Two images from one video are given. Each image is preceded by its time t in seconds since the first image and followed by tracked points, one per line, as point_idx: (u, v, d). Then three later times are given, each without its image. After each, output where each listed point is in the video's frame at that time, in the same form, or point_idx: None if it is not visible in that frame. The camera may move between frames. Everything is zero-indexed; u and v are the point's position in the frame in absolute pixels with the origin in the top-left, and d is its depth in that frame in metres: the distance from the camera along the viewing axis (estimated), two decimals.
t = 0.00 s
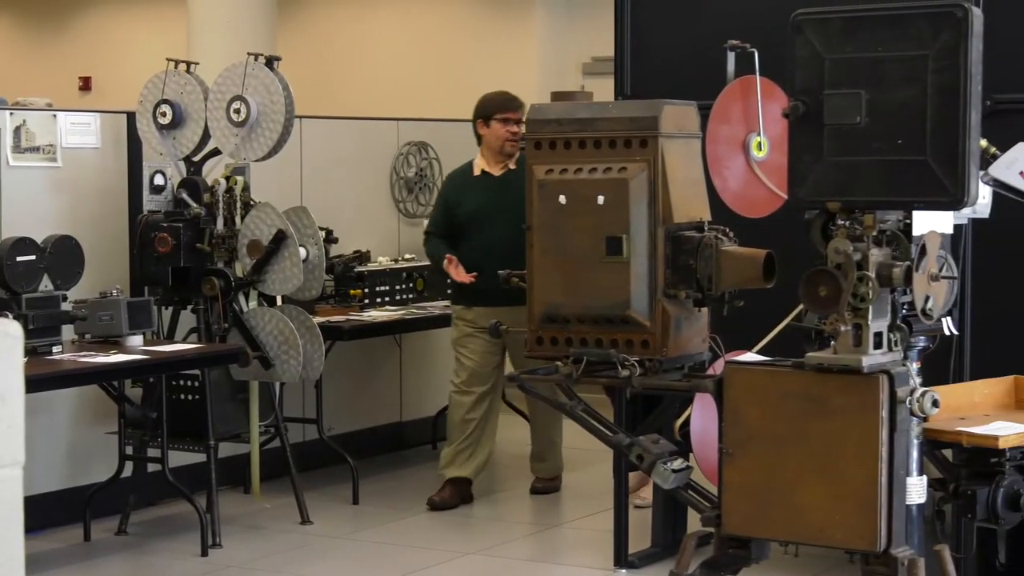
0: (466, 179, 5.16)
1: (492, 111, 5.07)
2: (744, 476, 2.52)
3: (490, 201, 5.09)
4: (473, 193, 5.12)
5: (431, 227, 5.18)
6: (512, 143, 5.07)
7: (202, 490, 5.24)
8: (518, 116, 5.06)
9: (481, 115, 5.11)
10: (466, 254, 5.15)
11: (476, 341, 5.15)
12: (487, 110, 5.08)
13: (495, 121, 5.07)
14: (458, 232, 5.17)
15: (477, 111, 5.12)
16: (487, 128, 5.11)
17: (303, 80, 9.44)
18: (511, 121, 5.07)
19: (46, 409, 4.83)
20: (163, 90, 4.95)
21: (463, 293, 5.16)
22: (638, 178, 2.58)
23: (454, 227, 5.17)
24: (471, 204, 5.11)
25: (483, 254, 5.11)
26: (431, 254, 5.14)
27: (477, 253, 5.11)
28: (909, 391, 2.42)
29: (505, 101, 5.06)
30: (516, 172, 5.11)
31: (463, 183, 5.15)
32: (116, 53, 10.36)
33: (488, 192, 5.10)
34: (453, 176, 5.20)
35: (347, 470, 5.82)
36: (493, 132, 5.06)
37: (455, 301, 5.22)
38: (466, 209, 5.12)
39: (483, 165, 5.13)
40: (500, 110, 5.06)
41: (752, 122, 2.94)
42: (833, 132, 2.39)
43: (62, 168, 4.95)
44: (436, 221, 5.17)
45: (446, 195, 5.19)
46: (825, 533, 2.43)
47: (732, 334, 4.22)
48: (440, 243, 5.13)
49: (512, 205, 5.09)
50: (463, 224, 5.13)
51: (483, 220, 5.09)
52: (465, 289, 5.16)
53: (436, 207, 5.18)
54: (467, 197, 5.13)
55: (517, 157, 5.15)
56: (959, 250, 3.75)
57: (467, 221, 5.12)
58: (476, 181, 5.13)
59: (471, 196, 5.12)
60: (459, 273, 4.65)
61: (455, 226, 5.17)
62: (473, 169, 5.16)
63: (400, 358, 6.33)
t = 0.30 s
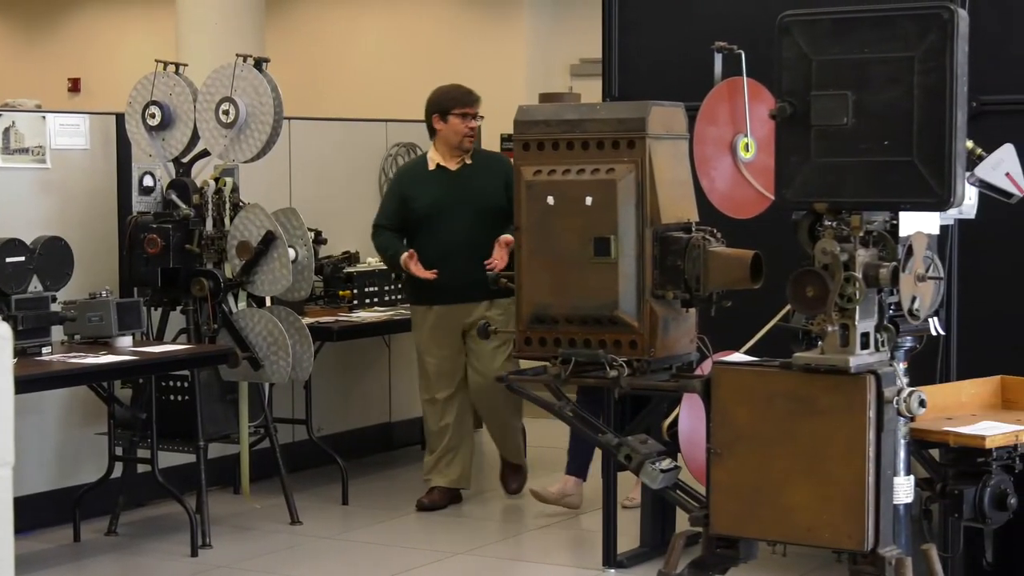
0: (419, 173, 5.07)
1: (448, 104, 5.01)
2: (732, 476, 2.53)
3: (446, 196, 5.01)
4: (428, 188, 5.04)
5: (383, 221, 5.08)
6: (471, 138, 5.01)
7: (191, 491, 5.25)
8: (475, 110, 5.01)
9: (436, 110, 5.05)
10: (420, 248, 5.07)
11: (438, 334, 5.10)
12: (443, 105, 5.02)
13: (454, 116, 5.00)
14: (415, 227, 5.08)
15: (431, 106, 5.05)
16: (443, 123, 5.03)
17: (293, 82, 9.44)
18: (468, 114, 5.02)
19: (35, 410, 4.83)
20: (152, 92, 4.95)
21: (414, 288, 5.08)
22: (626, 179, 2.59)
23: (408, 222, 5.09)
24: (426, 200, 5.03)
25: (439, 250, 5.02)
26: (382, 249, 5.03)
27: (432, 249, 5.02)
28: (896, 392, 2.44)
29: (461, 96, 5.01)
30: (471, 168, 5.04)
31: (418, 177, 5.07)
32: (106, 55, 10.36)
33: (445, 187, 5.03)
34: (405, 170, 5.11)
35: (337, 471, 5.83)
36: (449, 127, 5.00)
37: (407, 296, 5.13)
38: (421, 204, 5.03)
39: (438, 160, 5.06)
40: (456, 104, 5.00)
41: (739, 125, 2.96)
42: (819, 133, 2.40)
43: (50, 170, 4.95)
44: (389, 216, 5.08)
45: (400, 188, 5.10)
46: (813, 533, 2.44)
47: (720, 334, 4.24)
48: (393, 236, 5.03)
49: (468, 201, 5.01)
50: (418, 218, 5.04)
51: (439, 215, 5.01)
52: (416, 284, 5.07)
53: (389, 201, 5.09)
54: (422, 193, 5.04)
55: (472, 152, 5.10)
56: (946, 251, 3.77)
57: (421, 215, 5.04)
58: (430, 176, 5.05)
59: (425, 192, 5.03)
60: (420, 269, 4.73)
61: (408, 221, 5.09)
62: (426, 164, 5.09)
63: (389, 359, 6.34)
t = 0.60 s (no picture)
0: (396, 177, 4.92)
1: (423, 105, 4.85)
2: (727, 476, 2.54)
3: (424, 198, 4.86)
4: (406, 191, 4.88)
5: (362, 226, 4.92)
6: (448, 139, 4.85)
7: (187, 490, 5.25)
8: (451, 110, 4.85)
9: (411, 112, 4.88)
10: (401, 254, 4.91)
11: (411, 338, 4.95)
12: (418, 106, 4.85)
13: (430, 117, 4.83)
14: (394, 232, 4.92)
15: (405, 108, 4.89)
16: (419, 124, 4.87)
17: (288, 82, 9.45)
18: (444, 115, 4.85)
19: (32, 410, 4.84)
20: (148, 92, 4.96)
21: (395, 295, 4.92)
22: (620, 180, 2.60)
23: (387, 225, 4.93)
24: (404, 203, 4.87)
25: (417, 254, 4.86)
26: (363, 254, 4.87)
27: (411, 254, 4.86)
28: (890, 391, 2.45)
29: (436, 97, 4.85)
30: (450, 171, 4.89)
31: (395, 181, 4.92)
32: (101, 56, 10.36)
33: (422, 190, 4.87)
34: (383, 174, 4.95)
35: (333, 471, 5.83)
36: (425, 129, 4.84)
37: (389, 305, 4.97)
38: (399, 208, 4.88)
39: (414, 164, 4.91)
40: (431, 105, 4.83)
41: (735, 125, 2.96)
42: (813, 133, 2.41)
43: (47, 171, 4.96)
44: (368, 221, 4.93)
45: (379, 191, 4.94)
46: (807, 533, 2.45)
47: (714, 334, 4.24)
48: (373, 240, 4.88)
49: (446, 203, 4.85)
50: (397, 222, 4.89)
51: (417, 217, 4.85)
52: (396, 291, 4.91)
53: (367, 206, 4.94)
54: (399, 196, 4.89)
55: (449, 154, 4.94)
56: (939, 251, 3.77)
57: (400, 219, 4.88)
58: (407, 180, 4.90)
59: (402, 195, 4.88)
60: (406, 277, 4.67)
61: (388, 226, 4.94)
62: (403, 167, 4.93)
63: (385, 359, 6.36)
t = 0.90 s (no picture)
0: (386, 181, 4.91)
1: (414, 110, 4.82)
2: (724, 476, 2.55)
3: (413, 203, 4.84)
4: (395, 196, 4.86)
5: (352, 230, 4.91)
6: (439, 144, 4.83)
7: (186, 490, 5.27)
8: (443, 115, 4.82)
9: (403, 115, 4.86)
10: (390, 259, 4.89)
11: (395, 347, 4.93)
12: (410, 110, 4.83)
13: (421, 121, 4.81)
14: (383, 237, 4.91)
15: (398, 111, 4.86)
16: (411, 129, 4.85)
17: (287, 83, 9.46)
18: (436, 120, 4.82)
19: (32, 410, 4.85)
20: (147, 93, 4.97)
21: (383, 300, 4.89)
22: (618, 181, 2.61)
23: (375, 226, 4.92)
24: (393, 208, 4.85)
25: (402, 256, 4.85)
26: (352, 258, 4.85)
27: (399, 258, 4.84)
28: (886, 391, 2.45)
29: (428, 102, 4.82)
30: (439, 176, 4.87)
31: (384, 185, 4.90)
32: (100, 58, 10.38)
33: (411, 193, 4.86)
34: (372, 178, 4.94)
35: (332, 471, 5.84)
36: (416, 134, 4.81)
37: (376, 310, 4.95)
38: (388, 213, 4.86)
39: (405, 169, 4.89)
40: (422, 111, 4.80)
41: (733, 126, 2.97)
42: (809, 134, 2.43)
43: (47, 171, 4.97)
44: (357, 226, 4.91)
45: (369, 192, 4.93)
46: (803, 531, 2.46)
47: (712, 334, 4.25)
48: (362, 244, 4.85)
49: (435, 209, 4.84)
50: (386, 227, 4.87)
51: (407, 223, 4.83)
52: (384, 297, 4.89)
53: (356, 209, 4.92)
54: (388, 201, 4.87)
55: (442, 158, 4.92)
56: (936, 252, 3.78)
57: (389, 224, 4.86)
58: (397, 184, 4.88)
59: (392, 200, 4.87)
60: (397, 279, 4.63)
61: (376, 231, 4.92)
62: (393, 171, 4.91)
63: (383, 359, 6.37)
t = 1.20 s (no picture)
0: (377, 177, 4.87)
1: (403, 105, 4.76)
2: (723, 474, 2.57)
3: (403, 198, 4.80)
4: (385, 191, 4.82)
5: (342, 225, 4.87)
6: (428, 140, 4.77)
7: (187, 489, 5.28)
8: (432, 111, 4.75)
9: (393, 110, 4.80)
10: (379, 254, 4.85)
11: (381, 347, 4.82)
12: (399, 105, 4.77)
13: (408, 117, 4.75)
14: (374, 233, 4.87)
15: (388, 106, 4.80)
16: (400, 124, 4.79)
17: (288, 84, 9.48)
18: (426, 116, 4.76)
19: (34, 409, 4.87)
20: (149, 94, 4.98)
21: (369, 295, 4.84)
22: (617, 181, 2.62)
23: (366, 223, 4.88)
24: (384, 203, 4.81)
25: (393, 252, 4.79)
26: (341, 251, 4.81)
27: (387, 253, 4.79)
28: (884, 390, 2.46)
29: (418, 98, 4.75)
30: (429, 172, 4.82)
31: (376, 180, 4.86)
32: (100, 58, 10.40)
33: (402, 188, 4.81)
34: (364, 174, 4.90)
35: (332, 470, 5.86)
36: (405, 131, 4.75)
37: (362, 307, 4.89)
38: (379, 208, 4.82)
39: (395, 163, 4.84)
40: (412, 108, 4.74)
41: (730, 127, 3.00)
42: (808, 135, 2.44)
43: (49, 172, 4.99)
44: (348, 221, 4.88)
45: (361, 190, 4.90)
46: (801, 530, 2.48)
47: (711, 334, 4.26)
48: (351, 238, 4.81)
49: (426, 205, 4.79)
50: (376, 222, 4.83)
51: (396, 218, 4.79)
52: (371, 292, 4.83)
53: (347, 206, 4.90)
54: (380, 196, 4.83)
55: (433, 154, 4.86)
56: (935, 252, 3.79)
57: (379, 219, 4.82)
58: (387, 180, 4.84)
59: (383, 196, 4.83)
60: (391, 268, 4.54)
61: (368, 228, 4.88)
62: (384, 167, 4.86)
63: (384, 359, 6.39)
